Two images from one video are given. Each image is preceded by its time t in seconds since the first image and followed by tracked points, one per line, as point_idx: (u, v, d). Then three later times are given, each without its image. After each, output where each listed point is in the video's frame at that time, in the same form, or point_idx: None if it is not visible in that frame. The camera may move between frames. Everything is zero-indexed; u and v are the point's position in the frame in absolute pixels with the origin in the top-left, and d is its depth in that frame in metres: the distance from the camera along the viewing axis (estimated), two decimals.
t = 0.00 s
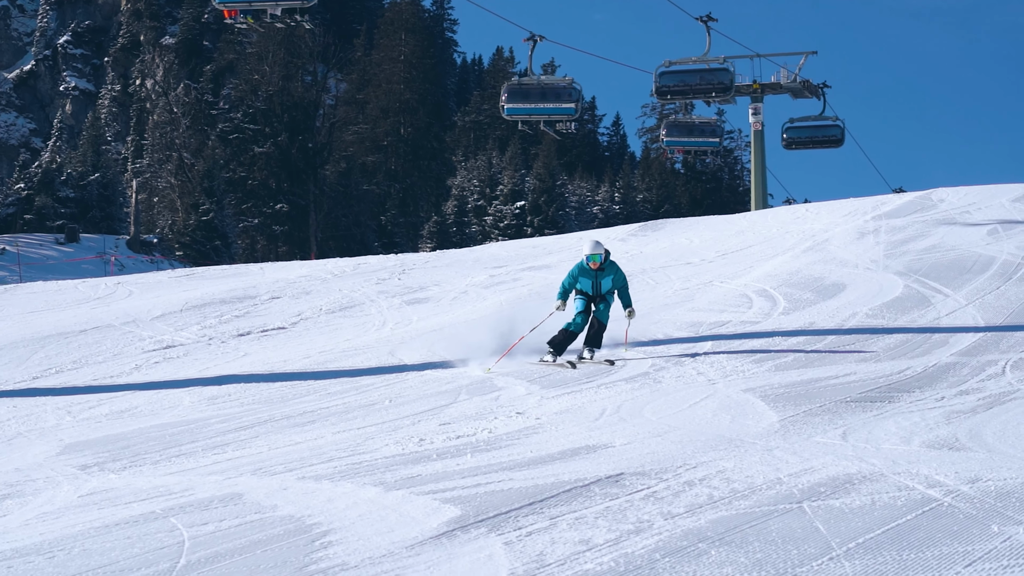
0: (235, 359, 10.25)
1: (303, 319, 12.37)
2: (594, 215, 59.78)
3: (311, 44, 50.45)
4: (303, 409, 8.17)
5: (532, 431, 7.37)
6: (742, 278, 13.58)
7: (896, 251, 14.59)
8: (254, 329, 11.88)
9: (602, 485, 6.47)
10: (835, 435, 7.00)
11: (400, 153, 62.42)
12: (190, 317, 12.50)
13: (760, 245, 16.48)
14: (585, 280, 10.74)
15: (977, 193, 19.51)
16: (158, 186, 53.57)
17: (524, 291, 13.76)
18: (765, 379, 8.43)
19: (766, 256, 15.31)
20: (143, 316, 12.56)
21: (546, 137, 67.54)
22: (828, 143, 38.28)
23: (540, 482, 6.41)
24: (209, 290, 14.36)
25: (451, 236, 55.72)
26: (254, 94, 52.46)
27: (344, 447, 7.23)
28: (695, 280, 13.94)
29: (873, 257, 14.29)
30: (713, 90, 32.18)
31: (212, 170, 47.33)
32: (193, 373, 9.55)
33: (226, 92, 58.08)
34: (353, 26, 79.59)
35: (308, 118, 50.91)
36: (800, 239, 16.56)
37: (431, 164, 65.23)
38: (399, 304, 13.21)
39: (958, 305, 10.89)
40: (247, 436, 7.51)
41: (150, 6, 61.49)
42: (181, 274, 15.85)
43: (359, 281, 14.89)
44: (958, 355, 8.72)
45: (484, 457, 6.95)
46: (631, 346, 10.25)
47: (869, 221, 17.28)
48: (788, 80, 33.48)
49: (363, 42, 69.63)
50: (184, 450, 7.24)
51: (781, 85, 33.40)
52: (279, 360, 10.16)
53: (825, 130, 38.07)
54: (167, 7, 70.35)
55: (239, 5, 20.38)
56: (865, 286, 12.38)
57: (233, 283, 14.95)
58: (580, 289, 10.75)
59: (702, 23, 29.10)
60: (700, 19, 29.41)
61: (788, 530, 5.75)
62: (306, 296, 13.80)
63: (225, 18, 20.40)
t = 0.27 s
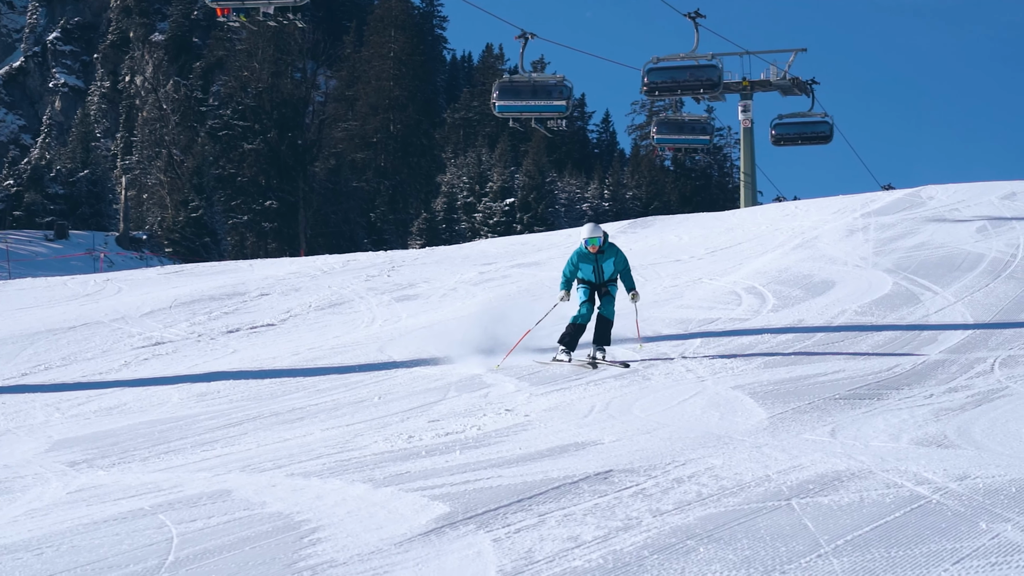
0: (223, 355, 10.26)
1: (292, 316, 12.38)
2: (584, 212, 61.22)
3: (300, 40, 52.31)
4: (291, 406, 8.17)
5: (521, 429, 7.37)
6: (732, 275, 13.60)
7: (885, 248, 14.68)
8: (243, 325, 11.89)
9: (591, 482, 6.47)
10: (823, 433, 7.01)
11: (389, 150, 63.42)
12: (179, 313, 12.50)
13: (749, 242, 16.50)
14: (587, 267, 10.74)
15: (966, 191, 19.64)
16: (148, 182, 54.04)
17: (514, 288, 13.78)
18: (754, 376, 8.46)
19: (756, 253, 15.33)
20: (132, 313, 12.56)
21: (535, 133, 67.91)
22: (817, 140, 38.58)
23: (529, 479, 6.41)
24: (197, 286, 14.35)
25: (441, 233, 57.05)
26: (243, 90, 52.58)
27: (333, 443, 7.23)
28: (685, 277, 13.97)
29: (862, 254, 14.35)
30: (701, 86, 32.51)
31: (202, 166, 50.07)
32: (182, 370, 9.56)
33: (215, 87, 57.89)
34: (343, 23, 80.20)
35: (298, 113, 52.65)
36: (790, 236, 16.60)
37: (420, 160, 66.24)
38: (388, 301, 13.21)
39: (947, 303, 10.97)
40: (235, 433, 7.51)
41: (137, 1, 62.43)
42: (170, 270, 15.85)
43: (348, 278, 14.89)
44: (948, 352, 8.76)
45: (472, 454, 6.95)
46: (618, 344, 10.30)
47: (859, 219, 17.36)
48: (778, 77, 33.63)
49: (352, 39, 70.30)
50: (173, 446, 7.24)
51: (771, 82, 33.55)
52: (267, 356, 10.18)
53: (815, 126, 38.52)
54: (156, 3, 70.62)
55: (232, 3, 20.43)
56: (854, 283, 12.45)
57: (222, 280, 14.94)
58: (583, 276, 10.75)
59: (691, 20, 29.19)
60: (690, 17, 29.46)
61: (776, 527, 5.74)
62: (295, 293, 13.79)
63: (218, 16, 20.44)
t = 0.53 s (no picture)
0: (203, 351, 10.28)
1: (271, 313, 12.39)
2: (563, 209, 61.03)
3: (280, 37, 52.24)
4: (269, 402, 8.18)
5: (498, 425, 7.39)
6: (711, 273, 13.71)
7: (865, 246, 14.84)
8: (222, 321, 11.89)
9: (569, 479, 6.48)
10: (801, 430, 7.04)
11: (368, 146, 63.91)
12: (158, 309, 12.49)
13: (729, 239, 16.60)
14: (579, 255, 10.61)
15: (943, 189, 19.88)
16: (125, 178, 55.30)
17: (493, 285, 13.84)
18: (732, 374, 8.54)
19: (737, 251, 15.43)
20: (110, 309, 12.54)
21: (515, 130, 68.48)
22: (795, 136, 40.22)
23: (507, 475, 6.41)
24: (175, 283, 14.32)
25: (420, 230, 57.94)
26: (223, 86, 53.21)
27: (311, 439, 7.24)
28: (664, 273, 14.08)
29: (842, 253, 14.51)
30: (680, 83, 34.67)
31: (180, 162, 51.69)
32: (160, 366, 9.57)
33: (194, 84, 58.94)
34: (323, 18, 80.59)
35: (277, 110, 52.71)
36: (769, 233, 16.69)
37: (400, 156, 66.11)
38: (366, 297, 13.21)
39: (925, 301, 11.13)
40: (213, 429, 7.52)
41: None
42: (147, 267, 15.84)
43: (326, 275, 14.89)
44: (925, 351, 8.86)
45: (450, 451, 6.96)
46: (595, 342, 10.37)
47: (838, 216, 17.50)
48: (757, 74, 34.96)
49: (333, 35, 70.91)
50: (150, 442, 7.24)
51: (751, 80, 34.92)
52: (247, 352, 10.20)
53: (793, 123, 40.21)
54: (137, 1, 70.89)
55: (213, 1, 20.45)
56: (833, 281, 12.63)
57: (200, 276, 14.91)
58: (576, 265, 10.67)
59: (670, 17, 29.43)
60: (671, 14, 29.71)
61: (753, 524, 5.75)
62: (273, 289, 13.79)
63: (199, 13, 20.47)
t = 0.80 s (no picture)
0: (190, 344, 10.30)
1: (257, 306, 12.37)
2: (549, 204, 61.66)
3: (267, 31, 52.69)
4: (255, 395, 8.21)
5: (484, 419, 7.40)
6: (697, 268, 13.75)
7: (852, 241, 14.91)
8: (208, 314, 11.88)
9: (555, 473, 6.48)
10: (787, 426, 7.07)
11: (355, 140, 63.99)
12: (144, 302, 12.49)
13: (717, 234, 16.64)
14: (579, 247, 10.32)
15: (929, 185, 20.00)
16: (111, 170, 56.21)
17: (479, 279, 13.87)
18: (718, 369, 8.60)
19: (724, 245, 15.49)
20: (97, 302, 12.52)
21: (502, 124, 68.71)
22: (781, 131, 40.35)
23: (492, 470, 6.42)
24: (161, 276, 14.31)
25: (407, 223, 57.83)
26: (209, 79, 53.17)
27: (297, 432, 7.25)
28: (651, 268, 14.15)
29: (829, 248, 14.58)
30: (665, 77, 34.60)
31: (167, 155, 51.22)
32: (147, 359, 9.58)
33: (180, 77, 57.63)
34: (311, 12, 80.93)
35: (262, 103, 53.34)
36: (755, 228, 16.73)
37: (387, 151, 66.60)
38: (353, 291, 13.21)
39: (911, 297, 11.21)
40: (199, 421, 7.53)
41: None
42: (134, 259, 15.87)
43: (313, 268, 14.89)
44: (911, 347, 8.93)
45: (436, 445, 6.96)
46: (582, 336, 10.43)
47: (824, 211, 17.56)
48: (743, 70, 35.04)
49: (320, 28, 71.32)
50: (137, 435, 7.25)
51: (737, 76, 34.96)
52: (234, 345, 10.22)
53: (779, 117, 40.27)
54: None
55: None
56: (819, 277, 12.71)
57: (186, 269, 14.89)
58: (576, 257, 10.37)
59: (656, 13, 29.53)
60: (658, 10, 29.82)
61: (739, 519, 5.75)
62: (260, 282, 13.77)
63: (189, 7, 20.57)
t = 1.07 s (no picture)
0: (184, 336, 10.38)
1: (252, 298, 12.45)
2: (541, 199, 62.42)
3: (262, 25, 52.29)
4: (249, 386, 8.29)
5: (475, 412, 7.49)
6: (688, 263, 13.84)
7: (840, 237, 15.00)
8: (203, 306, 11.96)
9: (545, 465, 6.56)
10: (774, 420, 7.15)
11: (350, 135, 64.75)
12: (140, 294, 12.55)
13: (707, 229, 16.74)
14: (585, 245, 10.20)
15: (917, 182, 20.09)
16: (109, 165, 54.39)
17: (471, 273, 13.95)
18: (706, 363, 8.71)
19: (715, 240, 15.57)
20: (93, 293, 12.60)
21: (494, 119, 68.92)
22: (770, 128, 40.25)
23: (483, 461, 6.50)
24: (157, 268, 14.38)
25: (399, 217, 58.82)
26: (205, 74, 53.17)
27: (290, 424, 7.33)
28: (642, 263, 14.24)
29: (818, 243, 14.68)
30: (654, 74, 34.80)
31: (163, 149, 51.20)
32: (142, 350, 9.66)
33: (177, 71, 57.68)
34: (306, 8, 81.37)
35: (259, 98, 52.67)
36: (745, 224, 16.82)
37: (381, 145, 67.43)
38: (346, 284, 13.28)
39: (898, 293, 11.32)
40: (193, 412, 7.61)
41: None
42: (129, 251, 15.95)
43: (306, 261, 14.96)
44: (898, 342, 9.04)
45: (427, 437, 7.04)
46: (572, 330, 10.53)
47: (814, 207, 17.65)
48: (733, 67, 35.04)
49: (314, 26, 71.77)
50: (131, 425, 7.33)
51: (727, 72, 34.92)
52: (228, 337, 10.30)
53: (767, 114, 40.25)
54: None
55: None
56: (807, 272, 12.81)
57: (181, 262, 14.96)
58: (581, 256, 10.26)
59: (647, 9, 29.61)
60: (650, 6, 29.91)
61: (726, 512, 5.83)
62: (255, 275, 13.85)
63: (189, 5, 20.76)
